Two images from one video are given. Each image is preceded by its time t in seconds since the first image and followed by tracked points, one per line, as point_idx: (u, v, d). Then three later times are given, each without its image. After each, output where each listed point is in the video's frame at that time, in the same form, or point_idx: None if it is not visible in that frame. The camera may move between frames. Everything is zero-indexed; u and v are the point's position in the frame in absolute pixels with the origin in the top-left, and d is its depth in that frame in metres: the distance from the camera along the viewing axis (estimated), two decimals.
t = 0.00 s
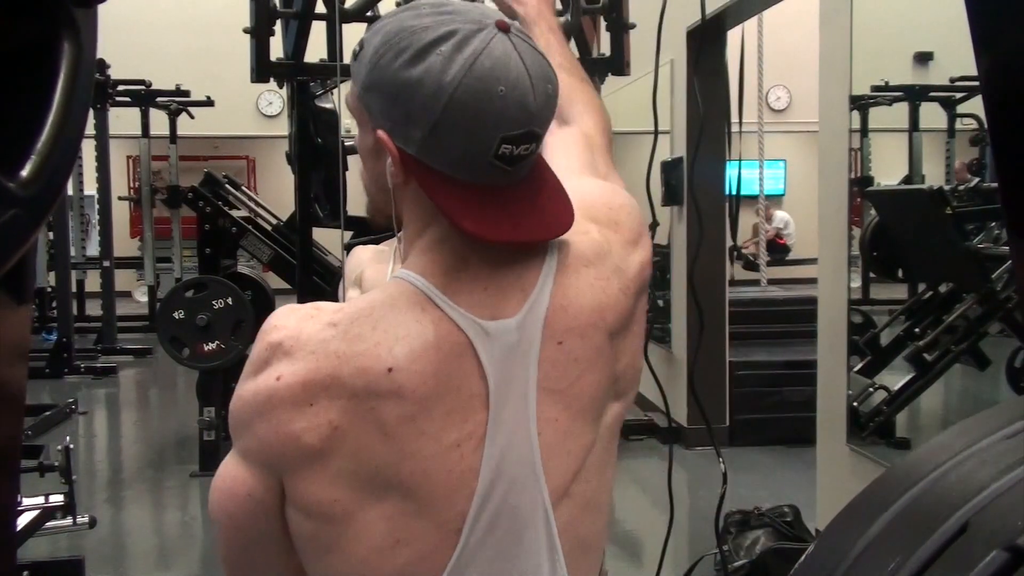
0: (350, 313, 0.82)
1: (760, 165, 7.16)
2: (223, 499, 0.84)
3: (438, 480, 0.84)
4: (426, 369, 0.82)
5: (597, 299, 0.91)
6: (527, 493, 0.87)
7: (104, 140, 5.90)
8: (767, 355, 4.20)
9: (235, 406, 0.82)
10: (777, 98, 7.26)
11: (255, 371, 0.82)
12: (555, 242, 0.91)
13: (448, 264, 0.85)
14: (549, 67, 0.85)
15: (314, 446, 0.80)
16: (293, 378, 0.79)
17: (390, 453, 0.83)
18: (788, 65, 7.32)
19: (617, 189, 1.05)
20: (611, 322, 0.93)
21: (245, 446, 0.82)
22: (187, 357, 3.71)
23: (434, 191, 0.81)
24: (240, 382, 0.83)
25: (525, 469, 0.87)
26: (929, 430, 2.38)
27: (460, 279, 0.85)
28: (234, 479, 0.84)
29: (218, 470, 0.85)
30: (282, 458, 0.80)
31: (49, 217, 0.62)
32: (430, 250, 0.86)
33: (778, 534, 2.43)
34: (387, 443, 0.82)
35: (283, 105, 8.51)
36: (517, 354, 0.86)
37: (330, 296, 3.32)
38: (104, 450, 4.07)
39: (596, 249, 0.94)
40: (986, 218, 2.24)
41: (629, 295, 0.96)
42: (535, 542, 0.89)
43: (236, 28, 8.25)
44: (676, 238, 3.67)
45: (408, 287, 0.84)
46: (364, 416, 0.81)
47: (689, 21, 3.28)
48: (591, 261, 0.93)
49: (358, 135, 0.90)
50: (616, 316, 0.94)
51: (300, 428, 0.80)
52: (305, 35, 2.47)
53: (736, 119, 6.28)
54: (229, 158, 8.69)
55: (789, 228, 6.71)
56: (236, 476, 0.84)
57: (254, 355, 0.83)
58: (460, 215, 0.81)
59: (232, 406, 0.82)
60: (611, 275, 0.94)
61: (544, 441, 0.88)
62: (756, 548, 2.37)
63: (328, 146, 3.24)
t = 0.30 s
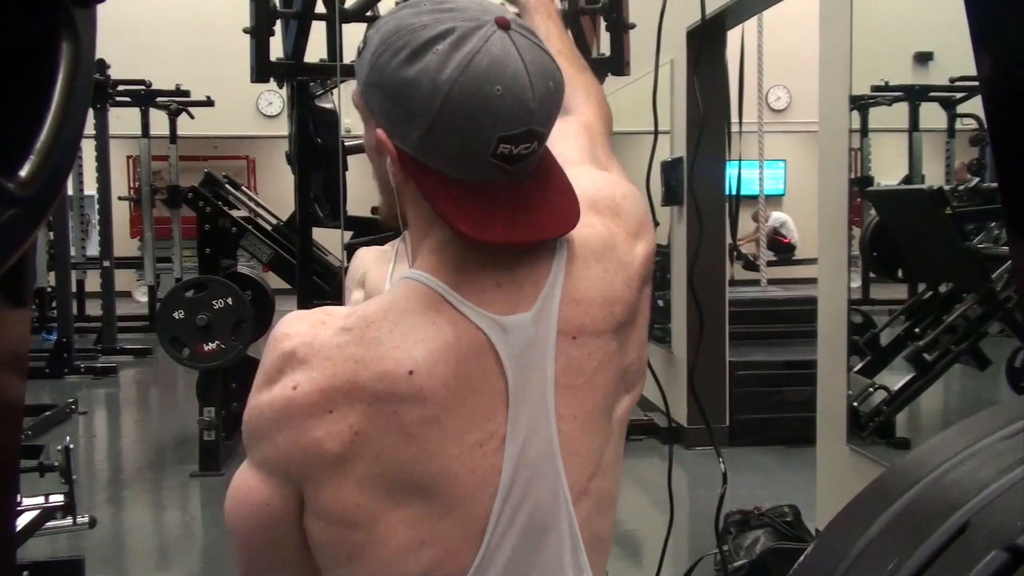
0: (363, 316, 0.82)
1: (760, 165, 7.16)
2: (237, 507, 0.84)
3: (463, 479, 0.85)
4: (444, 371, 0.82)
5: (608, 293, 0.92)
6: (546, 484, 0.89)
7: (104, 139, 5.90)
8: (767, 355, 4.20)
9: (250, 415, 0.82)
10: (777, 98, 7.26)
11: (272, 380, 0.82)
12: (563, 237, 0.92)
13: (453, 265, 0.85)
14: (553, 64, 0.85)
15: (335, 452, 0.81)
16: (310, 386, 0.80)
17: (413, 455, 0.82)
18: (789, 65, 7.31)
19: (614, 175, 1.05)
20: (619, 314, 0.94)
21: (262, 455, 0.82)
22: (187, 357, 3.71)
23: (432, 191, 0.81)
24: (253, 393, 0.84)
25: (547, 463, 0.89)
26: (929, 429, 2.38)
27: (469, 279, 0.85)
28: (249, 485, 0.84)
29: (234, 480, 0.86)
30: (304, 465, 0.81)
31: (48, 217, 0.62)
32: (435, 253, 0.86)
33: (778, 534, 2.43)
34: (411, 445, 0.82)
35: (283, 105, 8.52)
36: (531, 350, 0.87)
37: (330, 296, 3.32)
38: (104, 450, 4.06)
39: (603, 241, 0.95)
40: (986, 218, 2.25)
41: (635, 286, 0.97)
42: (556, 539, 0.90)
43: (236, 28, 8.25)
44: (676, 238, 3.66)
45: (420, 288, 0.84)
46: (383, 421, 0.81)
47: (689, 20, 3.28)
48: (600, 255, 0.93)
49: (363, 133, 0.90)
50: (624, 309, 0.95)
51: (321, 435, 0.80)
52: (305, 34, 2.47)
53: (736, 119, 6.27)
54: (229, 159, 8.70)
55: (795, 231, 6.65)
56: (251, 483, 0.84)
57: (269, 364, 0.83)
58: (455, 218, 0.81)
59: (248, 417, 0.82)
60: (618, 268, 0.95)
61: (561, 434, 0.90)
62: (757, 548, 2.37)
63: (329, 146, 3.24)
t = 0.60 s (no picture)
0: (342, 346, 0.85)
1: (760, 165, 7.16)
2: (224, 517, 0.89)
3: (415, 526, 0.86)
4: (405, 412, 0.83)
5: (609, 380, 0.86)
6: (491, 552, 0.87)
7: (104, 139, 5.90)
8: (767, 356, 4.19)
9: (235, 430, 0.87)
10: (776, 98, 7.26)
11: (255, 399, 0.86)
12: (574, 308, 0.89)
13: (440, 299, 0.88)
14: (553, 94, 0.82)
15: (298, 477, 0.84)
16: (282, 410, 0.84)
17: (370, 489, 0.85)
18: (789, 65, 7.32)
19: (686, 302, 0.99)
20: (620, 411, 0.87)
21: (245, 468, 0.87)
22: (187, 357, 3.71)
23: (403, 210, 0.86)
24: (242, 407, 0.88)
25: (498, 527, 0.87)
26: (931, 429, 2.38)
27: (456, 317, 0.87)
28: (236, 497, 0.89)
29: (223, 491, 0.90)
30: (272, 484, 0.84)
31: (49, 219, 0.63)
32: (431, 285, 0.89)
33: (778, 533, 2.43)
34: (371, 480, 0.84)
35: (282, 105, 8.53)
36: (496, 418, 0.84)
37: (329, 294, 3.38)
38: (104, 451, 4.06)
39: (630, 331, 0.89)
40: (986, 218, 2.25)
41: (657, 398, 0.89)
42: None
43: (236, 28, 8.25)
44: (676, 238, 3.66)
45: (403, 324, 0.86)
46: (348, 451, 0.84)
47: (689, 20, 3.28)
48: (615, 341, 0.88)
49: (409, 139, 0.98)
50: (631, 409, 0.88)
51: (286, 459, 0.84)
52: (305, 34, 2.47)
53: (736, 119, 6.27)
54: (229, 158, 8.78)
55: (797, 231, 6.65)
56: (239, 496, 0.88)
57: (256, 381, 0.87)
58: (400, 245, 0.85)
59: (234, 430, 0.87)
60: (634, 368, 0.88)
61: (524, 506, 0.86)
62: (757, 548, 2.37)
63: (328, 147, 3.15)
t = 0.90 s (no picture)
0: (382, 336, 0.88)
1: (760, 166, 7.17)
2: (257, 498, 0.91)
3: (442, 513, 0.86)
4: (439, 401, 0.84)
5: (616, 395, 0.83)
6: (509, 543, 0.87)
7: (104, 140, 5.90)
8: (767, 357, 4.21)
9: (276, 412, 0.89)
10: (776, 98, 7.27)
11: (297, 381, 0.89)
12: (597, 316, 0.87)
13: (474, 295, 0.88)
14: (591, 88, 0.82)
15: (339, 459, 0.86)
16: (325, 394, 0.86)
17: (413, 476, 0.86)
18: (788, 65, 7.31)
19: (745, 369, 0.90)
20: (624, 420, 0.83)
21: (284, 453, 0.89)
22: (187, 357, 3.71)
23: (442, 201, 0.87)
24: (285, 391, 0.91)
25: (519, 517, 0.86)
26: (930, 429, 2.36)
27: (488, 312, 0.88)
28: (270, 480, 0.90)
29: (256, 475, 0.92)
30: (314, 466, 0.87)
31: (48, 218, 0.63)
32: (465, 281, 0.90)
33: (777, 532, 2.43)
34: (409, 465, 0.86)
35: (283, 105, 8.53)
36: (514, 414, 0.84)
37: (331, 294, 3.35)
38: (104, 450, 4.07)
39: (654, 352, 0.85)
40: (986, 218, 2.24)
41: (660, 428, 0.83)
42: None
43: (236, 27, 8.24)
44: (676, 239, 3.66)
45: (436, 316, 0.88)
46: (387, 438, 0.86)
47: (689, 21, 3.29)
48: (630, 354, 0.84)
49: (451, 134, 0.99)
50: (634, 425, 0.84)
51: (327, 441, 0.86)
52: (305, 35, 2.46)
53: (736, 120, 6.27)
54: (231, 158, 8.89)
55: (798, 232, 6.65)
56: (275, 479, 0.90)
57: (298, 365, 0.90)
58: (438, 235, 0.87)
59: (272, 414, 0.89)
60: (650, 387, 0.84)
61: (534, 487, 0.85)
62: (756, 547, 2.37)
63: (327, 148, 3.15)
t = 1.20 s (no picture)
0: (375, 345, 0.84)
1: (760, 166, 7.20)
2: (243, 519, 0.85)
3: (449, 522, 0.84)
4: (445, 410, 0.82)
5: (634, 372, 0.85)
6: (531, 543, 0.85)
7: (104, 140, 5.91)
8: (767, 356, 4.21)
9: (263, 430, 0.84)
10: (776, 98, 7.28)
11: (284, 399, 0.84)
12: (596, 297, 0.88)
13: (470, 298, 0.86)
14: (591, 89, 0.82)
15: (335, 478, 0.82)
16: (318, 412, 0.82)
17: (410, 487, 0.83)
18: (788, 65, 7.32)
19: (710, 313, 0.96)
20: (629, 407, 0.85)
21: (271, 472, 0.84)
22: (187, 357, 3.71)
23: (440, 204, 0.84)
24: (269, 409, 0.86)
25: (537, 516, 0.85)
26: (931, 429, 2.38)
27: (493, 313, 0.85)
28: (254, 499, 0.85)
29: (240, 493, 0.87)
30: (307, 486, 0.82)
31: (49, 217, 0.62)
32: (456, 283, 0.87)
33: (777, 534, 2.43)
34: (409, 477, 0.83)
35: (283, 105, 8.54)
36: (529, 409, 0.83)
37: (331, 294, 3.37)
38: (103, 451, 4.06)
39: (657, 323, 0.88)
40: (986, 218, 2.28)
41: (681, 397, 0.87)
42: None
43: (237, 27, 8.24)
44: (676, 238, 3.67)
45: (434, 321, 0.85)
46: (386, 452, 0.82)
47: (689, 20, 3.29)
48: (640, 334, 0.86)
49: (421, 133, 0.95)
50: (642, 402, 0.85)
51: (321, 460, 0.82)
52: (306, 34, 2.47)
53: (736, 120, 6.29)
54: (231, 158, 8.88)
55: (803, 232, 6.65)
56: (260, 500, 0.85)
57: (284, 382, 0.85)
58: (442, 238, 0.84)
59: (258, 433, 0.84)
60: (660, 359, 0.87)
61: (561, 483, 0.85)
62: (756, 548, 2.37)
63: (328, 148, 3.16)
